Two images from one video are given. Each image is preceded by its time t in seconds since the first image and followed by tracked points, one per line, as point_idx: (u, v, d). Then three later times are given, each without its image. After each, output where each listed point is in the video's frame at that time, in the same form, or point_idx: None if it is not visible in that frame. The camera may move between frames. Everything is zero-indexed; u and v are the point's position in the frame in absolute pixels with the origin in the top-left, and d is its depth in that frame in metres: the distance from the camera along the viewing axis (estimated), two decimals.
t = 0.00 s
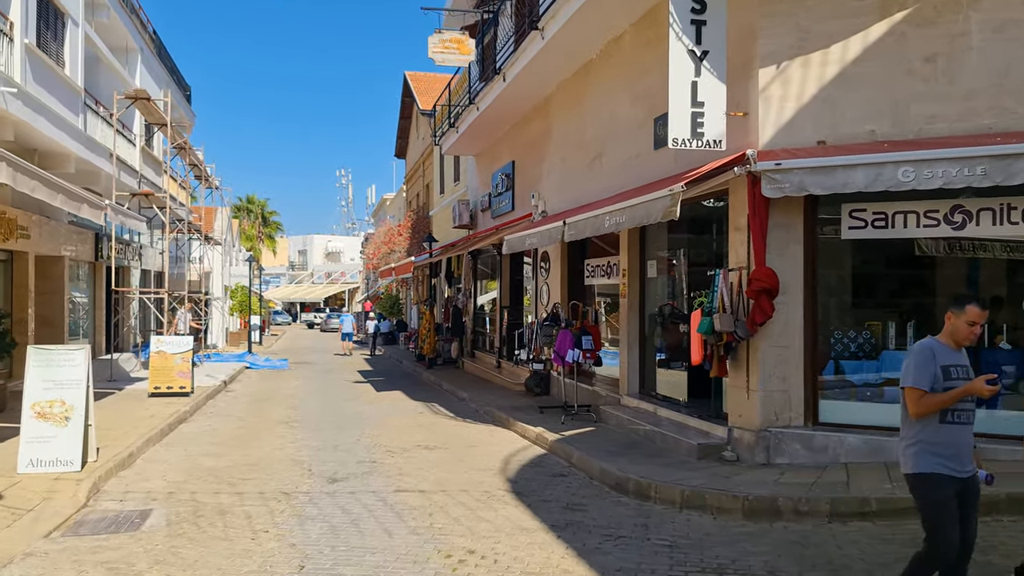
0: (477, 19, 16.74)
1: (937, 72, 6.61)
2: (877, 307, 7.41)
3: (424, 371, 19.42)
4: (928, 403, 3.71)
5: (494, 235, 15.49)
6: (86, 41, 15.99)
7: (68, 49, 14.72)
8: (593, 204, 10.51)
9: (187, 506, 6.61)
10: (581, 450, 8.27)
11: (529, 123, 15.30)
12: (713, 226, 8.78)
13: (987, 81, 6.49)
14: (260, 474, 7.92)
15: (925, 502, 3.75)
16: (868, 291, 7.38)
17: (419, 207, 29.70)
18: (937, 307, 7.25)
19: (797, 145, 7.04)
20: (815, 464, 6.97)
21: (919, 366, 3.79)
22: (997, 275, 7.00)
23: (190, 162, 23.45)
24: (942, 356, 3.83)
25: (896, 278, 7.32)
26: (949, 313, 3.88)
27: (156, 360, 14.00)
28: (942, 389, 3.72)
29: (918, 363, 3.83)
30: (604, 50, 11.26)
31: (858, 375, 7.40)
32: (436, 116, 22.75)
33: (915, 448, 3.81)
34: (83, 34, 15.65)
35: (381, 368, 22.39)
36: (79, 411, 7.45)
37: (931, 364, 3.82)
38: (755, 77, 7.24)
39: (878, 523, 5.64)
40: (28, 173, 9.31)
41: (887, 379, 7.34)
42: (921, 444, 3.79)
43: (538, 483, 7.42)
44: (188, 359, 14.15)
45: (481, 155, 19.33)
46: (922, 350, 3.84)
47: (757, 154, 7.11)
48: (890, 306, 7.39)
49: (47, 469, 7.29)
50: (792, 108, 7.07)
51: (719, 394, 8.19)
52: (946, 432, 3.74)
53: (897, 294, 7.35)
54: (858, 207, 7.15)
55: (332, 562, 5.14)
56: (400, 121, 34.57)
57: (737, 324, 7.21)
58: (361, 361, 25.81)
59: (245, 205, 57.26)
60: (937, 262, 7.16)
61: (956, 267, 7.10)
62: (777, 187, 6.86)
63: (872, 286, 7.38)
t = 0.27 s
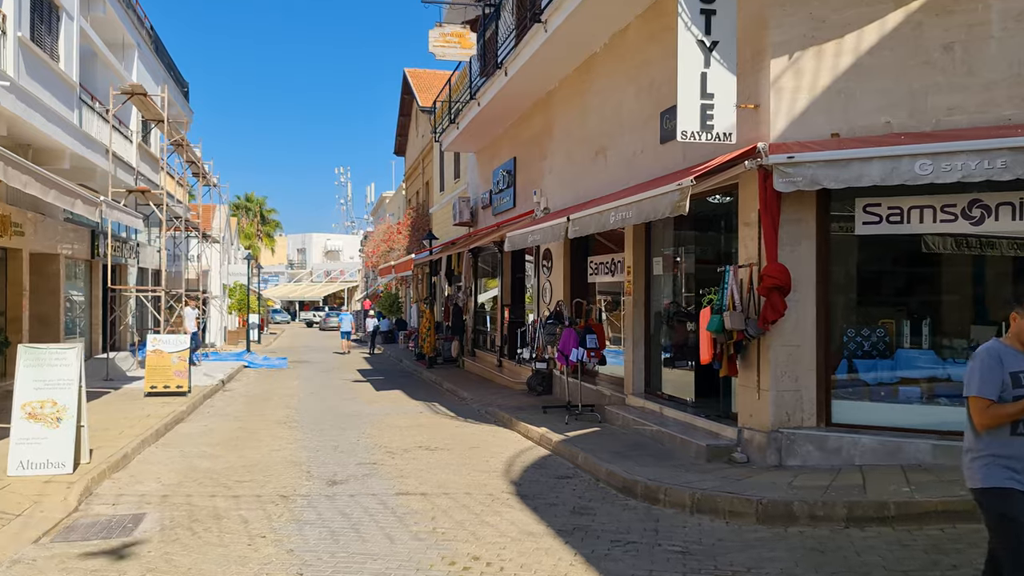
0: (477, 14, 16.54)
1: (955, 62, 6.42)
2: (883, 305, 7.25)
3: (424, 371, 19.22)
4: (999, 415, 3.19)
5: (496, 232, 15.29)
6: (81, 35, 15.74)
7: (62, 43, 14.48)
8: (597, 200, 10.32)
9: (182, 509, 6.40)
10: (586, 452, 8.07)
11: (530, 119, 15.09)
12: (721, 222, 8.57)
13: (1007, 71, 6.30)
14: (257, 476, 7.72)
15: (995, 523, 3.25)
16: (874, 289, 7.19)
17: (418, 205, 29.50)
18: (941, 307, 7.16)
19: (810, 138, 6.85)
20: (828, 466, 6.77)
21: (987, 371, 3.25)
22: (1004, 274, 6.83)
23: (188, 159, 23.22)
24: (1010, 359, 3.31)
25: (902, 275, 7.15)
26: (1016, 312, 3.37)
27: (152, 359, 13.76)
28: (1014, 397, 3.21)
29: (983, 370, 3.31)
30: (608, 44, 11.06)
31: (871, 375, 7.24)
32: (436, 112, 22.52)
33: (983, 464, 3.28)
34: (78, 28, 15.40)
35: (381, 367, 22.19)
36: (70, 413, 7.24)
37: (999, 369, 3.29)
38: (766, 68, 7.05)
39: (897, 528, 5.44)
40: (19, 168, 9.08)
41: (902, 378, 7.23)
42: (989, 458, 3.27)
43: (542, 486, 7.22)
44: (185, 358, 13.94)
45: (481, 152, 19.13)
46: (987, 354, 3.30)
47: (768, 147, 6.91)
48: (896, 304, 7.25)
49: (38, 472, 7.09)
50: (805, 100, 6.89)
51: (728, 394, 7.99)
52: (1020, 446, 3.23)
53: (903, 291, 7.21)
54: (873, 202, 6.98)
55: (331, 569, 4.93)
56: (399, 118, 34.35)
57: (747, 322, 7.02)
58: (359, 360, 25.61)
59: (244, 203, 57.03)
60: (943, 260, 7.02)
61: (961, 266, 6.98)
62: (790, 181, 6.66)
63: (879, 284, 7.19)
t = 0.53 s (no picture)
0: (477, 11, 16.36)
1: (970, 55, 6.26)
2: (887, 306, 7.06)
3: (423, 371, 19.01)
4: None
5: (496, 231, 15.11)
6: (75, 32, 15.53)
7: (56, 39, 14.27)
8: (600, 198, 10.14)
9: (175, 516, 6.21)
10: (590, 455, 7.89)
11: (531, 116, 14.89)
12: (728, 221, 8.37)
13: None
14: (253, 480, 7.53)
15: None
16: (878, 290, 7.01)
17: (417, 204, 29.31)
18: (946, 307, 6.95)
19: (820, 134, 6.68)
20: (839, 471, 6.60)
21: None
22: (1009, 277, 6.64)
23: (185, 157, 23.01)
24: None
25: (906, 275, 6.99)
26: None
27: (148, 360, 13.57)
28: None
29: None
30: (610, 40, 10.88)
31: (882, 377, 7.03)
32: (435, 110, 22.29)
33: None
34: (73, 24, 15.19)
35: (379, 368, 21.99)
36: (60, 415, 7.05)
37: None
38: (775, 62, 6.88)
39: (914, 536, 5.27)
40: (9, 165, 8.86)
41: (915, 381, 7.02)
42: None
43: (545, 491, 7.04)
44: (181, 358, 13.75)
45: (481, 150, 18.94)
46: None
47: (777, 143, 6.73)
48: (901, 305, 7.06)
49: (28, 477, 6.90)
50: (815, 94, 6.71)
51: (735, 395, 7.81)
52: None
53: (908, 292, 7.03)
54: (884, 199, 6.79)
55: None
56: (398, 117, 34.14)
57: (756, 323, 6.83)
58: (358, 360, 25.40)
59: (242, 203, 56.83)
60: (947, 260, 6.84)
61: (965, 266, 6.79)
62: (800, 178, 6.50)
63: (883, 285, 7.01)
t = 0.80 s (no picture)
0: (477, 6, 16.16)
1: (985, 45, 6.09)
2: (892, 304, 6.87)
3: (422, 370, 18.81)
4: None
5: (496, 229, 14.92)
6: (69, 26, 15.31)
7: (49, 34, 14.05)
8: (602, 194, 9.95)
9: (165, 520, 6.01)
10: (593, 457, 7.69)
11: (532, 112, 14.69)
12: (734, 218, 8.17)
13: None
14: (247, 483, 7.33)
15: None
16: (883, 287, 6.83)
17: (416, 202, 29.11)
18: (950, 305, 6.80)
19: (831, 126, 6.49)
20: (849, 473, 6.41)
21: None
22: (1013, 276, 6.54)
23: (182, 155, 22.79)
24: None
25: (911, 273, 6.82)
26: None
27: (142, 359, 13.37)
28: None
29: None
30: (613, 33, 10.69)
31: (894, 376, 6.85)
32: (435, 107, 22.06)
33: None
34: (67, 18, 14.97)
35: (378, 367, 21.79)
36: (49, 416, 6.85)
37: None
38: (784, 53, 6.69)
39: (930, 542, 5.08)
40: None
41: (927, 381, 6.83)
42: None
43: (547, 493, 6.85)
44: (176, 357, 13.56)
45: (481, 147, 18.74)
46: None
47: (786, 136, 6.53)
48: (907, 302, 6.88)
49: (15, 480, 6.70)
50: (825, 85, 6.52)
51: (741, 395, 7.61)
52: None
53: (914, 290, 6.86)
54: (897, 194, 6.61)
55: None
56: (398, 115, 33.93)
57: (764, 321, 6.65)
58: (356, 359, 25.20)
59: (240, 201, 56.64)
60: (952, 257, 6.71)
61: (971, 263, 6.66)
62: (809, 172, 6.30)
63: (888, 282, 6.83)
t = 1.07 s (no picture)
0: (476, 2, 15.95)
1: (1001, 37, 5.91)
2: (896, 303, 6.61)
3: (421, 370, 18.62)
4: None
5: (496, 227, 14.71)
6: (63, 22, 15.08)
7: (41, 29, 13.83)
8: (604, 191, 9.75)
9: (154, 528, 5.81)
10: (595, 461, 7.50)
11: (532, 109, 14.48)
12: (740, 216, 7.95)
13: None
14: (240, 488, 7.13)
15: None
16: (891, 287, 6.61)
17: (415, 200, 28.90)
18: (957, 305, 6.54)
19: (841, 121, 6.29)
20: (860, 478, 6.22)
21: None
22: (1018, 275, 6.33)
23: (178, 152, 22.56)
24: None
25: (917, 272, 6.56)
26: None
27: (136, 360, 13.15)
28: None
29: None
30: (615, 27, 10.49)
31: (906, 377, 6.64)
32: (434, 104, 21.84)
33: None
34: (60, 14, 14.75)
35: (376, 367, 21.59)
36: (36, 420, 6.65)
37: None
38: (792, 45, 6.50)
39: (948, 552, 4.89)
40: None
41: (940, 383, 6.61)
42: None
43: (549, 499, 6.65)
44: (171, 358, 13.35)
45: (480, 144, 18.54)
46: None
47: (795, 131, 6.34)
48: (913, 302, 6.60)
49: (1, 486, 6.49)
50: (835, 78, 6.33)
51: (747, 396, 7.42)
52: None
53: (920, 289, 6.59)
54: (909, 190, 6.41)
55: None
56: (397, 113, 33.70)
57: (772, 322, 6.46)
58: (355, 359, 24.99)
59: (238, 200, 56.41)
60: (958, 257, 6.47)
61: (976, 263, 6.41)
62: (819, 168, 6.12)
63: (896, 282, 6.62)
